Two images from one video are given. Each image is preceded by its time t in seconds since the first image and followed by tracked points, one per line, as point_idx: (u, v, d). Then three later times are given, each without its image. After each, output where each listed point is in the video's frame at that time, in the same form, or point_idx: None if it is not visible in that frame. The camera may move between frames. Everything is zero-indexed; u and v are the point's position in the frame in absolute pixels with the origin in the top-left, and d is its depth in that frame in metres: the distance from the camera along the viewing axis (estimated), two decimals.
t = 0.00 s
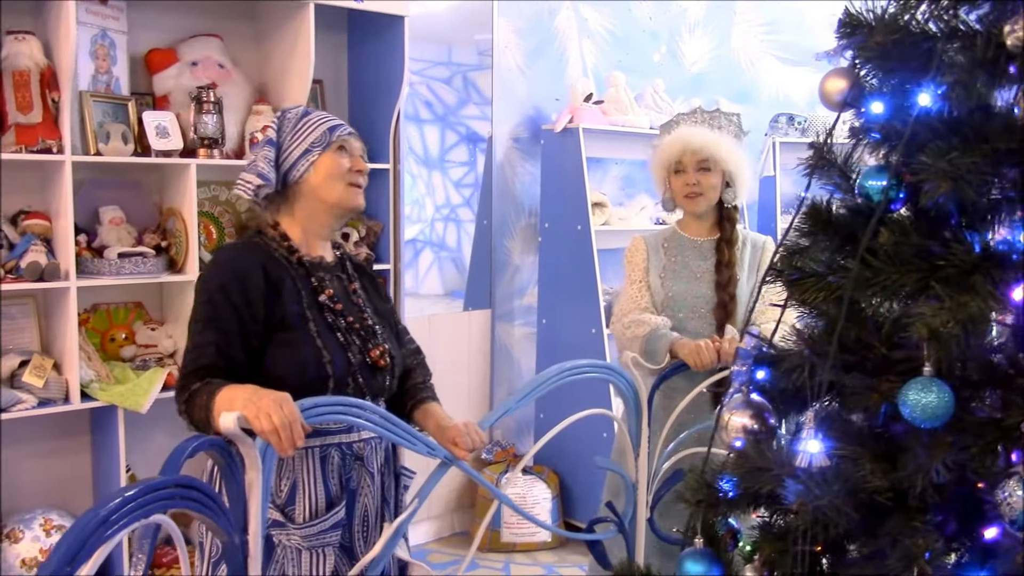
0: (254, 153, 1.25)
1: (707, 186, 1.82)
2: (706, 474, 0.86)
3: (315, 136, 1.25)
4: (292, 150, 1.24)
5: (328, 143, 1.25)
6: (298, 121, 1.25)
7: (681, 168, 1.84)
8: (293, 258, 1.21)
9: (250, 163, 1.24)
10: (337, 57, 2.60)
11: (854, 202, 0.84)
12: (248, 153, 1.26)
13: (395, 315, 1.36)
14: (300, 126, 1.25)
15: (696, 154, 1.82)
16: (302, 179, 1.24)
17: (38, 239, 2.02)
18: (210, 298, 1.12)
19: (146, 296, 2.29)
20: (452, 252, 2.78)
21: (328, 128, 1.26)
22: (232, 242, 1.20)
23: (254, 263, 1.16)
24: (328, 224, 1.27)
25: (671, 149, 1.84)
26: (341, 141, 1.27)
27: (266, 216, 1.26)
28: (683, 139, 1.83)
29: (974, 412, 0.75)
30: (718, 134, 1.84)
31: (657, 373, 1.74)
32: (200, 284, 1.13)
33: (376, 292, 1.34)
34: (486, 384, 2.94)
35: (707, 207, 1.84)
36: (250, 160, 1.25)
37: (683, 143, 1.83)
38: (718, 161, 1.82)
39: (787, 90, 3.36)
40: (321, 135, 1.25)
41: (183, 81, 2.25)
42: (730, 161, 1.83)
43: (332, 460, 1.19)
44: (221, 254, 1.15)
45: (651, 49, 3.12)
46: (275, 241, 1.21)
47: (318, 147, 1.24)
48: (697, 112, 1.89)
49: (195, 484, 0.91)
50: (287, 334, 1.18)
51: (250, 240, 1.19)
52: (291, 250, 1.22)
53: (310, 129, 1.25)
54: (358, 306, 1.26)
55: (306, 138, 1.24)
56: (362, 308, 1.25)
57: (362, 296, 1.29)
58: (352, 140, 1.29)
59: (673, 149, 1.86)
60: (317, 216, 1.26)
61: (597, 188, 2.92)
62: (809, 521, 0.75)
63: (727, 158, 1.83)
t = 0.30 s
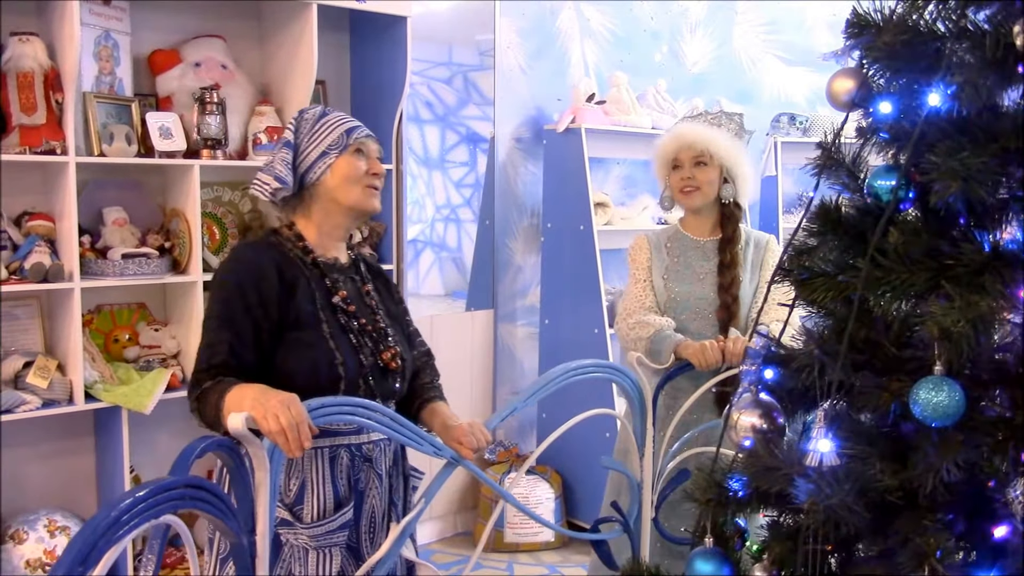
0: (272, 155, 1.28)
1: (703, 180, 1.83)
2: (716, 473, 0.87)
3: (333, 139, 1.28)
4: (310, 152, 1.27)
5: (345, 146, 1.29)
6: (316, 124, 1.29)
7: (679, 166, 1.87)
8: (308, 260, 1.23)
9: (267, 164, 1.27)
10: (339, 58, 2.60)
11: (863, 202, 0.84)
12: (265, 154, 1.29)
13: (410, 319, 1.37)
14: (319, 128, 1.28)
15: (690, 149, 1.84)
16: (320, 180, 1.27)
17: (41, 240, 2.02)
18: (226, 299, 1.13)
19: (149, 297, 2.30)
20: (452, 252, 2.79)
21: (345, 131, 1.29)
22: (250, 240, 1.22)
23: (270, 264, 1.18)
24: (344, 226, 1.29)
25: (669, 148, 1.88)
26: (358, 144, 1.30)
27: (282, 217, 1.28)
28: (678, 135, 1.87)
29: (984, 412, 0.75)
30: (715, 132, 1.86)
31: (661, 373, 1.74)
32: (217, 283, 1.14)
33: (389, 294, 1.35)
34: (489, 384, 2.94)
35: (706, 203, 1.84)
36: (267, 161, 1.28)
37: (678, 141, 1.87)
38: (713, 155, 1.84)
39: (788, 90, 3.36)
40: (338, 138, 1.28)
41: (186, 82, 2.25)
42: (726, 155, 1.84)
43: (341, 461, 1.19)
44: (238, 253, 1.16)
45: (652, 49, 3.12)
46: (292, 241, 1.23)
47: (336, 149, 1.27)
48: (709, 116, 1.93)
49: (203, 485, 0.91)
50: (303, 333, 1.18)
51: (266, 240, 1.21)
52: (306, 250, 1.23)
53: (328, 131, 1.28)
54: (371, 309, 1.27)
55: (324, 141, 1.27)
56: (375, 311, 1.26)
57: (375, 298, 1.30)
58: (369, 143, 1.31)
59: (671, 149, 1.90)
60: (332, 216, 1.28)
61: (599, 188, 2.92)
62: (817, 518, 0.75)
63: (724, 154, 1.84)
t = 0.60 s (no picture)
0: (290, 159, 1.29)
1: (708, 184, 1.82)
2: (729, 474, 0.87)
3: (350, 142, 1.29)
4: (328, 156, 1.28)
5: (363, 148, 1.29)
6: (334, 128, 1.29)
7: (684, 168, 1.86)
8: (325, 262, 1.24)
9: (286, 168, 1.28)
10: (348, 60, 2.60)
11: (875, 202, 0.84)
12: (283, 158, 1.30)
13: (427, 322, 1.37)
14: (337, 131, 1.29)
15: (694, 152, 1.83)
16: (338, 183, 1.28)
17: (54, 242, 2.03)
18: (244, 301, 1.14)
19: (160, 300, 2.31)
20: (461, 254, 2.79)
21: (363, 134, 1.29)
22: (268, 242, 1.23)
23: (287, 267, 1.19)
24: (362, 229, 1.30)
25: (672, 151, 1.87)
26: (376, 147, 1.30)
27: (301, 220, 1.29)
28: (681, 138, 1.85)
29: (998, 412, 0.76)
30: (717, 132, 1.83)
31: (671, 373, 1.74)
32: (236, 284, 1.15)
33: (405, 297, 1.36)
34: (498, 386, 2.95)
35: (713, 205, 1.83)
36: (285, 165, 1.29)
37: (682, 144, 1.85)
38: (717, 157, 1.82)
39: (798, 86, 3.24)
40: (356, 141, 1.29)
41: (197, 85, 2.25)
42: (730, 157, 1.82)
43: (356, 463, 1.20)
44: (257, 255, 1.17)
45: (660, 50, 3.12)
46: (310, 244, 1.24)
47: (354, 153, 1.28)
48: (716, 114, 1.90)
49: (216, 486, 0.92)
50: (319, 337, 1.19)
51: (284, 242, 1.22)
52: (324, 253, 1.24)
53: (346, 135, 1.29)
54: (388, 312, 1.27)
55: (342, 144, 1.28)
56: (392, 314, 1.27)
57: (392, 300, 1.30)
58: (387, 146, 1.32)
59: (675, 151, 1.88)
60: (350, 219, 1.29)
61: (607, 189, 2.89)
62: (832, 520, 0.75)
63: (727, 155, 1.82)
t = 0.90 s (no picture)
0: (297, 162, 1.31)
1: (711, 188, 1.81)
2: (733, 476, 0.86)
3: (352, 142, 1.28)
4: (332, 158, 1.28)
5: (365, 149, 1.28)
6: (337, 129, 1.29)
7: (686, 177, 1.86)
8: (335, 262, 1.24)
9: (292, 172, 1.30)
10: (357, 61, 2.60)
11: (880, 204, 0.84)
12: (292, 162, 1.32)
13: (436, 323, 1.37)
14: (339, 133, 1.29)
15: (694, 160, 1.83)
16: (342, 185, 1.28)
17: (63, 242, 2.04)
18: (253, 299, 1.14)
19: (169, 300, 2.31)
20: (470, 255, 2.79)
21: (366, 134, 1.28)
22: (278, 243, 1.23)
23: (296, 267, 1.19)
24: (368, 231, 1.30)
25: (673, 160, 1.87)
26: (379, 147, 1.29)
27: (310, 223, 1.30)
28: (678, 149, 1.85)
29: (1002, 415, 0.74)
30: (714, 136, 1.83)
31: (679, 374, 1.74)
32: (246, 283, 1.15)
33: (415, 298, 1.36)
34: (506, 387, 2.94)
35: (719, 209, 1.83)
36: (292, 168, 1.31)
37: (680, 154, 1.85)
38: (716, 161, 1.82)
39: (808, 89, 3.30)
40: (358, 141, 1.28)
41: (205, 85, 2.26)
42: (729, 159, 1.82)
43: (364, 462, 1.20)
44: (268, 254, 1.17)
45: (670, 51, 3.11)
46: (319, 244, 1.24)
47: (355, 154, 1.27)
48: (711, 116, 1.90)
49: (220, 486, 0.92)
50: (329, 336, 1.19)
51: (293, 242, 1.22)
52: (333, 253, 1.24)
53: (349, 136, 1.28)
54: (398, 313, 1.28)
55: (345, 145, 1.28)
56: (401, 315, 1.27)
57: (401, 301, 1.30)
58: (390, 144, 1.30)
59: (674, 162, 1.88)
60: (356, 222, 1.29)
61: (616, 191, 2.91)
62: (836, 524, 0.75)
63: (727, 157, 1.82)
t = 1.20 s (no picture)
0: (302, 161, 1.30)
1: (714, 190, 1.80)
2: (729, 479, 0.86)
3: (361, 143, 1.28)
4: (339, 157, 1.28)
5: (374, 150, 1.28)
6: (346, 129, 1.30)
7: (688, 177, 1.84)
8: (338, 259, 1.23)
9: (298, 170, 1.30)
10: (360, 59, 2.60)
11: (877, 204, 0.83)
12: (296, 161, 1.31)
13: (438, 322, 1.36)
14: (347, 133, 1.29)
15: (697, 161, 1.82)
16: (349, 185, 1.28)
17: (64, 240, 2.03)
18: (255, 295, 1.14)
19: (170, 298, 2.31)
20: (475, 254, 2.78)
21: (374, 135, 1.29)
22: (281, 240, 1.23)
23: (298, 263, 1.19)
24: (373, 230, 1.30)
25: (675, 160, 1.85)
26: (387, 148, 1.29)
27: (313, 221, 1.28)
28: (680, 149, 1.84)
29: (1001, 417, 0.73)
30: (718, 137, 1.82)
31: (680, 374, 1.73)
32: (247, 279, 1.15)
33: (418, 296, 1.35)
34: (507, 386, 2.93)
35: (721, 210, 1.82)
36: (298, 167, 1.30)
37: (682, 155, 1.84)
38: (720, 163, 1.81)
39: (813, 90, 3.33)
40: (367, 142, 1.28)
41: (208, 84, 2.26)
42: (732, 161, 1.80)
43: (363, 460, 1.20)
44: (271, 250, 1.17)
45: (674, 50, 3.10)
46: (322, 241, 1.24)
47: (364, 154, 1.27)
48: (713, 114, 1.88)
49: (215, 484, 0.91)
50: (330, 333, 1.19)
51: (296, 240, 1.22)
52: (336, 250, 1.24)
53: (357, 136, 1.29)
54: (400, 311, 1.27)
55: (353, 145, 1.28)
56: (403, 313, 1.26)
57: (404, 298, 1.30)
58: (398, 146, 1.31)
59: (675, 161, 1.87)
60: (361, 221, 1.28)
61: (620, 191, 2.91)
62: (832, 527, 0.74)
63: (730, 158, 1.81)
